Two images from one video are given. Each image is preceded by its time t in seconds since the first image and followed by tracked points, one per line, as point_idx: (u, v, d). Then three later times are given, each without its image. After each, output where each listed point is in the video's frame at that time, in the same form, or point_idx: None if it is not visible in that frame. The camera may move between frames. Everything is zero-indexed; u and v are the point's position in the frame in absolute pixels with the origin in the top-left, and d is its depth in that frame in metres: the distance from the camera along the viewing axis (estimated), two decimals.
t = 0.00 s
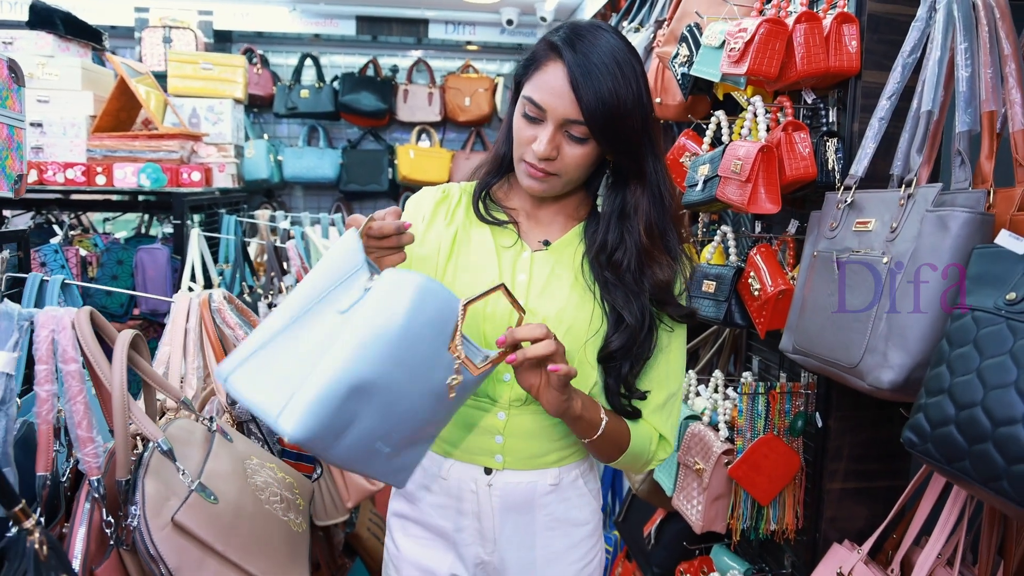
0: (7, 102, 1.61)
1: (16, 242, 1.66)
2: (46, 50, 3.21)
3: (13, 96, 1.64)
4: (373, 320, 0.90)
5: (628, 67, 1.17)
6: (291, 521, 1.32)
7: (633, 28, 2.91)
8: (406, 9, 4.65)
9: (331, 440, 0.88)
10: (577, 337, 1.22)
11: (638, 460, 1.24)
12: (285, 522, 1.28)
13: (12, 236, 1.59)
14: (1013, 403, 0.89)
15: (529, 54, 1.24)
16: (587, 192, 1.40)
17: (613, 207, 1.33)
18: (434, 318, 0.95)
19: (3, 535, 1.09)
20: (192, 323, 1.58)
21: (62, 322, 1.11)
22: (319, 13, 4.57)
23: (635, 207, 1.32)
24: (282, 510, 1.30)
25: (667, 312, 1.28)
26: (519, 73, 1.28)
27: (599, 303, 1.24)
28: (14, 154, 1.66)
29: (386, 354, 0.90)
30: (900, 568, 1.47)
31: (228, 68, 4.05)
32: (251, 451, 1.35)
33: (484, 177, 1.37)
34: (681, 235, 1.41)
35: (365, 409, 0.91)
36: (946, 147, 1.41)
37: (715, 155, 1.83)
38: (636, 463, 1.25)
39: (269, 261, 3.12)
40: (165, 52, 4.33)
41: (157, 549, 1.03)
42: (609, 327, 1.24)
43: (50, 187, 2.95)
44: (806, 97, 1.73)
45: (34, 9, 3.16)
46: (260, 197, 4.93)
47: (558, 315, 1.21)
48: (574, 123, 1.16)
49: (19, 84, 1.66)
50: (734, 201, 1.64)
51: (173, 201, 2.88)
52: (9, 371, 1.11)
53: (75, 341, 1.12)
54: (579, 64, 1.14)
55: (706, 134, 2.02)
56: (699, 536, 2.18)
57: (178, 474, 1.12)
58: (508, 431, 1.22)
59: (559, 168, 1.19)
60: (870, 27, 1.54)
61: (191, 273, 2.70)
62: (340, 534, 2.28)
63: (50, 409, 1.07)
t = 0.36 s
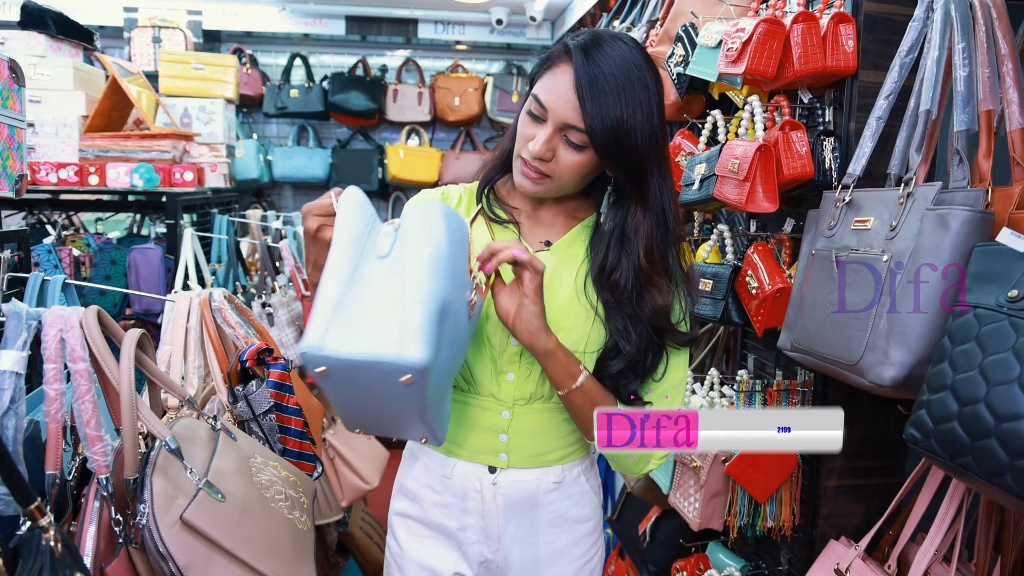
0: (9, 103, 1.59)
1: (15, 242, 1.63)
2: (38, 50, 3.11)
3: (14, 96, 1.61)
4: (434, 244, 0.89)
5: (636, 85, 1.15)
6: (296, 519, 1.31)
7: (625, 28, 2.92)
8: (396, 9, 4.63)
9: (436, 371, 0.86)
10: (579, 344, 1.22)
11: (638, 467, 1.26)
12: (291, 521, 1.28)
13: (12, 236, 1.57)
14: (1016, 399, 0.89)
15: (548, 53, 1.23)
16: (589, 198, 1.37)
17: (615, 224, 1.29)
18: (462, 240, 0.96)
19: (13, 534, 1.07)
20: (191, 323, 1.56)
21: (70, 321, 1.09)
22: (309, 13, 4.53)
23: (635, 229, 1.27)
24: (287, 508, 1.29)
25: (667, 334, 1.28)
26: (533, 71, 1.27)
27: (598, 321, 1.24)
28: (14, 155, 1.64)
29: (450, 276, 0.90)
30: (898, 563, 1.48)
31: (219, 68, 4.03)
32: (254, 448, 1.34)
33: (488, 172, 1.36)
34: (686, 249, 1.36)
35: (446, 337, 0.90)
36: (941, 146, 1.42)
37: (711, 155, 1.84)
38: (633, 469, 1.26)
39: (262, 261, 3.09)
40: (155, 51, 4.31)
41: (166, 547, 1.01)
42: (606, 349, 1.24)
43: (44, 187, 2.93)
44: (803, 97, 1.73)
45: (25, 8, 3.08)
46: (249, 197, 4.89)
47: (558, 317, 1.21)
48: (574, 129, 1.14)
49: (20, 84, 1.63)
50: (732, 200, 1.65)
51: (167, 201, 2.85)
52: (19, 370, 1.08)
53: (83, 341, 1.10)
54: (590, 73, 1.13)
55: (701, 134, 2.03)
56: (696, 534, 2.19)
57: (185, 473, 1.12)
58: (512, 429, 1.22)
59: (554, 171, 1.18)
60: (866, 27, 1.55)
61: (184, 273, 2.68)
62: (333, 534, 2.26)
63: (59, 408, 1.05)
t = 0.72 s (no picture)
0: (7, 105, 1.56)
1: (14, 245, 1.60)
2: (33, 51, 3.07)
3: (13, 97, 1.58)
4: (459, 224, 0.94)
5: (642, 84, 1.14)
6: (300, 522, 1.29)
7: (621, 29, 2.91)
8: (390, 9, 4.61)
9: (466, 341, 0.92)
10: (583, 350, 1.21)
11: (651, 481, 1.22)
12: (296, 526, 1.25)
13: (10, 238, 1.54)
14: None
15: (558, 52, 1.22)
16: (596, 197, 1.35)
17: (616, 225, 1.26)
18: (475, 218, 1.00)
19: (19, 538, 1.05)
20: (192, 325, 1.54)
21: (73, 324, 1.06)
22: (302, 14, 4.52)
23: (636, 228, 1.25)
24: (291, 511, 1.27)
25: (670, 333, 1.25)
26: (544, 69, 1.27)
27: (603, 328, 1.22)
28: (13, 156, 1.61)
29: (471, 253, 0.95)
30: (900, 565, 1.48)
31: (214, 69, 3.99)
32: (256, 452, 1.32)
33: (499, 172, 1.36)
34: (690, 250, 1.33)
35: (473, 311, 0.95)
36: (945, 147, 1.42)
37: (711, 155, 1.83)
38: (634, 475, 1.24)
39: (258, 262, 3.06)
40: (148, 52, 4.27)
41: (171, 552, 1.00)
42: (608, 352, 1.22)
43: (38, 189, 2.86)
44: (804, 97, 1.74)
45: (19, 9, 3.03)
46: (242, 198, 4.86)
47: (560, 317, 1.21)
48: (579, 124, 1.13)
49: (19, 85, 1.60)
50: (733, 201, 1.64)
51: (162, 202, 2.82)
52: (23, 374, 1.05)
53: (87, 344, 1.08)
54: (599, 74, 1.12)
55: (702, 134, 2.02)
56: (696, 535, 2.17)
57: (190, 477, 1.09)
58: (513, 433, 1.20)
59: (557, 167, 1.16)
60: (868, 27, 1.55)
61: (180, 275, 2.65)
62: (328, 536, 2.25)
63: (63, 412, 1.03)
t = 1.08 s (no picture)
0: None
1: (5, 251, 1.56)
2: (25, 52, 3.02)
3: (5, 102, 1.55)
4: (379, 318, 0.79)
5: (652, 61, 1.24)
6: (299, 536, 1.26)
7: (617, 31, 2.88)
8: (384, 9, 4.58)
9: (417, 449, 0.80)
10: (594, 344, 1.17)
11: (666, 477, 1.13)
12: (294, 539, 1.22)
13: (2, 245, 1.50)
14: None
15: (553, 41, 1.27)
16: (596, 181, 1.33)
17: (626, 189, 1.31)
18: (425, 292, 0.82)
19: (11, 556, 1.02)
20: (188, 333, 1.51)
21: (67, 336, 1.04)
22: (295, 13, 4.53)
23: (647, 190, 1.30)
24: (290, 525, 1.24)
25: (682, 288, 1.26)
26: (533, 65, 1.29)
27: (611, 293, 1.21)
28: (5, 161, 1.57)
29: (404, 348, 0.80)
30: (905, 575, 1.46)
31: (208, 70, 3.97)
32: (254, 463, 1.29)
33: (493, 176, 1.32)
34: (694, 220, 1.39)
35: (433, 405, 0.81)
36: (950, 152, 1.41)
37: (712, 159, 1.81)
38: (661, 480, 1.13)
39: (252, 265, 3.02)
40: (140, 53, 4.18)
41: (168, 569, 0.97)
42: (621, 311, 1.19)
43: (30, 192, 2.82)
44: (805, 100, 1.73)
45: (11, 11, 2.99)
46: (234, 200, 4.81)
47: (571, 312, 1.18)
48: (604, 87, 1.14)
49: (11, 90, 1.57)
50: (736, 206, 1.63)
51: (155, 205, 2.79)
52: (16, 388, 1.02)
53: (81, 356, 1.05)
54: (624, 47, 1.17)
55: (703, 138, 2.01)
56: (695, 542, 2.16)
57: (187, 491, 1.07)
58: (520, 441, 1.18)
59: (587, 136, 1.14)
60: (872, 30, 1.54)
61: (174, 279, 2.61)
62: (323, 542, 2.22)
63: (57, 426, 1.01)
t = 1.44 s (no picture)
0: None
1: None
2: (18, 54, 2.98)
3: None
4: (372, 370, 0.79)
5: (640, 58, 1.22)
6: (297, 551, 1.23)
7: (614, 32, 2.85)
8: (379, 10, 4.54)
9: (428, 491, 0.81)
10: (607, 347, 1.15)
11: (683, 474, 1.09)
12: (293, 554, 1.20)
13: None
14: None
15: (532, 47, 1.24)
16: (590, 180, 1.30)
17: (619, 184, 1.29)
18: (420, 338, 0.80)
19: None
20: (183, 342, 1.48)
21: (59, 348, 1.00)
22: (290, 14, 4.57)
23: (641, 179, 1.29)
24: (288, 540, 1.21)
25: (679, 280, 1.26)
26: (517, 73, 1.26)
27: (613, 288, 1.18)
28: None
29: (399, 399, 0.79)
30: None
31: (202, 71, 3.94)
32: (251, 477, 1.26)
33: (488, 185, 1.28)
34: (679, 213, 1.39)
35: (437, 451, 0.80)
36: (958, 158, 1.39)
37: (715, 163, 1.78)
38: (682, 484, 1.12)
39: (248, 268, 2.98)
40: (134, 54, 4.15)
41: None
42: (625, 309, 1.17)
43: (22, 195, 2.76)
44: (810, 104, 1.70)
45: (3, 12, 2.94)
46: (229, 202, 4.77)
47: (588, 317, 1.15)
48: (594, 85, 1.13)
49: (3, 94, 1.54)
50: (740, 212, 1.61)
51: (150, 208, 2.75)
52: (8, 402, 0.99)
53: (73, 369, 1.01)
54: (608, 49, 1.16)
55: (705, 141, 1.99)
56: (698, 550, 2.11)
57: (183, 507, 1.04)
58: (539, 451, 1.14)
59: (582, 135, 1.12)
60: (878, 33, 1.52)
61: (169, 282, 2.58)
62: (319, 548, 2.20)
63: (49, 441, 0.98)
